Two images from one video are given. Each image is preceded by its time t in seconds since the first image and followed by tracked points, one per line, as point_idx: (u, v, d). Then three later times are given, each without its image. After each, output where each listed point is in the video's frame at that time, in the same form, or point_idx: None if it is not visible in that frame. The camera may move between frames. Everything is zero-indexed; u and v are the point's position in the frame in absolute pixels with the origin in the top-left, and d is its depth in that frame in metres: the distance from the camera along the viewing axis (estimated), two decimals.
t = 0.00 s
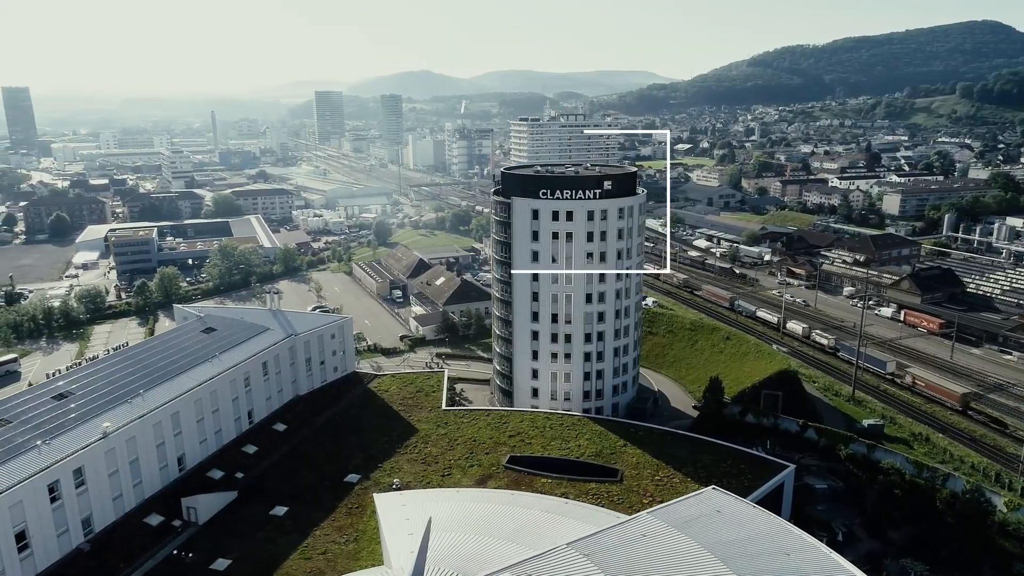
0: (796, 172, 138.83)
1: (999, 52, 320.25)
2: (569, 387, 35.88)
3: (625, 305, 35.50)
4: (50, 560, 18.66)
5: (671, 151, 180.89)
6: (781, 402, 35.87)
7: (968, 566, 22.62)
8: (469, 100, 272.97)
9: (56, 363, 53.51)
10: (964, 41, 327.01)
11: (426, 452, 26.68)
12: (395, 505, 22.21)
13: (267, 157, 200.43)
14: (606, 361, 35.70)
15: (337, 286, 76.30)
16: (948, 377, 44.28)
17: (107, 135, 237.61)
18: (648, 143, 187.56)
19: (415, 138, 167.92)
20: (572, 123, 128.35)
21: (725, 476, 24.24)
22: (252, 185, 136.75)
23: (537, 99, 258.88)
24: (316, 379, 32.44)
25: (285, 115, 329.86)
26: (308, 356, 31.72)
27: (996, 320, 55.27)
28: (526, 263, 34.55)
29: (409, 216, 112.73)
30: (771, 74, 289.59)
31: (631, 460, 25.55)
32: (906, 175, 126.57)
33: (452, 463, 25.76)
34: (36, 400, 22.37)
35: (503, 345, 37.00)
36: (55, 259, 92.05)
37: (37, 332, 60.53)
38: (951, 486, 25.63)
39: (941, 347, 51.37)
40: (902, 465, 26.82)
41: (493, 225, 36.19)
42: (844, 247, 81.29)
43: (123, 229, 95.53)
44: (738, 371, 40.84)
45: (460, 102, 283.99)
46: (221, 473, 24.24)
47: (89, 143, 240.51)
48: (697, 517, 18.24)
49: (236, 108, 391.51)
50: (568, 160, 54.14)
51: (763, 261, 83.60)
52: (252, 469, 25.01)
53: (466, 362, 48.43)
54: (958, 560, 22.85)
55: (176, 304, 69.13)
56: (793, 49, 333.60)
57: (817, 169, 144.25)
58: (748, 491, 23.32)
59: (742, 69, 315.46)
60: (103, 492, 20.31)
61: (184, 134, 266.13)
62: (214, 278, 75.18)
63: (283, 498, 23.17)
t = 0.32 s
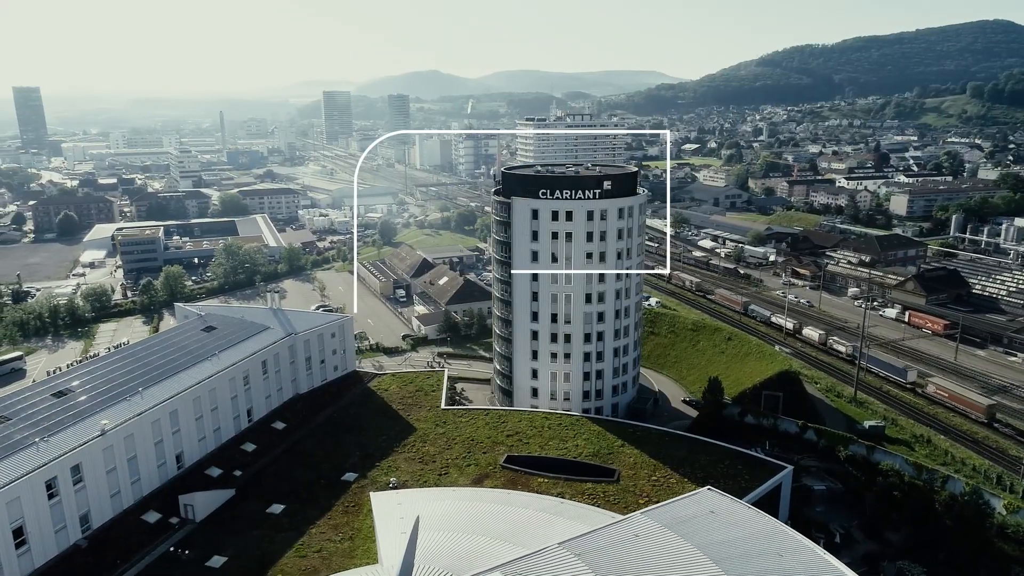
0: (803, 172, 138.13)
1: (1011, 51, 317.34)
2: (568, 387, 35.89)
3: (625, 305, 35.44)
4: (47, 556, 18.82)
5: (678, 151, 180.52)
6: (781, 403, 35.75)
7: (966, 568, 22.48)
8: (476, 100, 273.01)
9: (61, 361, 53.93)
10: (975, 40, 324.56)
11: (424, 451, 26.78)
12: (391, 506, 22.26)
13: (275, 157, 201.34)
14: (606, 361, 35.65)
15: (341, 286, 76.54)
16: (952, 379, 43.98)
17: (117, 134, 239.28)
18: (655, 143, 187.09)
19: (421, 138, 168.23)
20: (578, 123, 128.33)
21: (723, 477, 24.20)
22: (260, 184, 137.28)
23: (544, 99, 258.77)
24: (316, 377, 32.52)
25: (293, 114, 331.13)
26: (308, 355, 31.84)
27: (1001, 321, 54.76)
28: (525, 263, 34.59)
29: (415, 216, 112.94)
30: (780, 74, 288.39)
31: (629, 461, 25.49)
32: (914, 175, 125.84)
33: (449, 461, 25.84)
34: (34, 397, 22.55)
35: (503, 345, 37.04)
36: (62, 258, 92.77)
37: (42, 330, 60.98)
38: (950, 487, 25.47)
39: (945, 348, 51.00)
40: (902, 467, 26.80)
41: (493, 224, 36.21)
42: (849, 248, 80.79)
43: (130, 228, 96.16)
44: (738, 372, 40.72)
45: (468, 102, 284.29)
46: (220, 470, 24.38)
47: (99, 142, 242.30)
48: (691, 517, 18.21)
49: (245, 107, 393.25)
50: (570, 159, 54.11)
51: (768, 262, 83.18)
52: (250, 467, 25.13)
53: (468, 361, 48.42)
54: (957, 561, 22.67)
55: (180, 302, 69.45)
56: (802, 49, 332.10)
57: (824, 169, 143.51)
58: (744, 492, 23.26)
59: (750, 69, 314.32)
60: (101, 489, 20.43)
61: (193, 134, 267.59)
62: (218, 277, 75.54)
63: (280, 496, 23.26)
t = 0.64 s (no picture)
0: (810, 173, 137.55)
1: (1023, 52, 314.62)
2: (568, 387, 35.86)
3: (625, 305, 35.42)
4: (45, 552, 19.00)
5: (686, 151, 180.11)
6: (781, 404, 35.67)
7: (964, 570, 22.34)
8: (484, 99, 273.28)
9: (68, 358, 54.41)
10: (986, 40, 322.05)
11: (421, 450, 26.82)
12: (387, 507, 22.28)
13: (283, 157, 202.25)
14: (606, 361, 35.62)
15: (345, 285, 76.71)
16: (956, 381, 43.69)
17: (127, 134, 240.68)
18: (663, 143, 186.69)
19: (429, 138, 165.65)
20: (584, 123, 128.30)
21: (720, 478, 24.13)
22: (266, 184, 137.71)
23: (552, 99, 258.55)
24: (316, 376, 32.59)
25: (302, 114, 331.87)
26: (308, 354, 31.93)
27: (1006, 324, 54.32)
28: (525, 263, 34.59)
29: (421, 215, 113.06)
30: (789, 74, 287.18)
31: (626, 461, 25.49)
32: (923, 175, 125.10)
33: (447, 461, 25.86)
34: (34, 395, 22.73)
35: (503, 345, 37.06)
36: (70, 256, 93.39)
37: (49, 328, 61.49)
38: (949, 489, 25.31)
39: (949, 349, 50.66)
40: (900, 469, 26.78)
41: (494, 224, 36.22)
42: (855, 249, 80.18)
43: (137, 227, 96.66)
44: (739, 373, 40.63)
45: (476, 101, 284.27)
46: (218, 468, 24.48)
47: (108, 142, 243.74)
48: (686, 518, 18.16)
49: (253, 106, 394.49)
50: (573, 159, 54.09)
51: (773, 262, 82.55)
52: (248, 465, 25.23)
53: (469, 361, 48.51)
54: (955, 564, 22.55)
55: (186, 301, 69.84)
56: (811, 48, 330.54)
57: (832, 169, 142.79)
58: (740, 492, 23.23)
59: (759, 69, 313.10)
60: (99, 486, 20.59)
61: (202, 134, 268.91)
62: (224, 277, 75.91)
63: (277, 494, 23.36)
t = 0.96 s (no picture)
0: (818, 173, 136.98)
1: None
2: (567, 387, 35.86)
3: (625, 305, 35.38)
4: (43, 548, 19.15)
5: (693, 152, 179.62)
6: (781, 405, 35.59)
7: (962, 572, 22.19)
8: (492, 99, 273.40)
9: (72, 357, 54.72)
10: (998, 39, 319.70)
11: (419, 449, 26.89)
12: (382, 505, 22.36)
13: (290, 157, 202.89)
14: (606, 361, 35.59)
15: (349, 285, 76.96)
16: (959, 382, 43.41)
17: (136, 134, 241.91)
18: (670, 143, 186.33)
19: (435, 138, 164.53)
20: (590, 123, 128.24)
21: (717, 479, 24.07)
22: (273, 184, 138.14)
23: (559, 100, 258.30)
24: (316, 375, 32.66)
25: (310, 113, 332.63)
26: (308, 353, 32.05)
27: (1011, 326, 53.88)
28: (525, 263, 34.61)
29: (427, 215, 113.19)
30: (798, 74, 285.92)
31: (623, 461, 25.49)
32: (931, 176, 124.38)
33: (444, 460, 25.90)
34: (34, 392, 22.91)
35: (503, 345, 37.11)
36: (77, 255, 93.97)
37: (55, 326, 61.86)
38: (949, 491, 25.13)
39: (953, 351, 50.31)
40: (900, 471, 26.51)
41: (494, 224, 36.24)
42: (861, 249, 79.79)
43: (144, 226, 97.10)
44: (740, 374, 40.54)
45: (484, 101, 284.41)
46: (217, 466, 24.58)
47: (118, 142, 245.10)
48: (680, 519, 18.14)
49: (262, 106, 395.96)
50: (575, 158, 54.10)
51: (778, 263, 82.39)
52: (247, 463, 25.33)
53: (471, 360, 48.58)
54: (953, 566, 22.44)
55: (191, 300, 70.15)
56: (821, 48, 328.97)
57: (840, 170, 142.09)
58: (737, 493, 23.18)
59: (768, 69, 311.99)
60: (97, 483, 20.72)
61: (211, 134, 270.06)
62: (229, 276, 76.09)
63: (275, 492, 23.45)
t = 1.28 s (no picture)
0: (825, 173, 136.51)
1: None
2: (567, 387, 35.86)
3: (624, 306, 35.34)
4: (40, 544, 19.33)
5: (700, 152, 179.17)
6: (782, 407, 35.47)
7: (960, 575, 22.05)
8: (499, 98, 273.52)
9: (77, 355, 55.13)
10: (1009, 38, 317.41)
11: (416, 449, 26.95)
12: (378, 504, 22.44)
13: (298, 156, 203.58)
14: (606, 361, 35.57)
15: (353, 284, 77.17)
16: (963, 384, 43.18)
17: (145, 134, 243.12)
18: (677, 143, 185.90)
19: (441, 138, 164.32)
20: (596, 123, 128.18)
21: (713, 480, 24.05)
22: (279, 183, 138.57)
23: (567, 99, 258.03)
24: (315, 374, 32.80)
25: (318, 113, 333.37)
26: (308, 352, 32.17)
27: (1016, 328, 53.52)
28: (524, 263, 34.58)
29: (432, 214, 113.34)
30: (807, 74, 284.62)
31: (620, 461, 25.46)
32: (939, 176, 123.63)
33: (441, 460, 25.95)
34: (33, 389, 23.09)
35: (503, 345, 37.09)
36: (84, 254, 94.54)
37: (60, 324, 62.27)
38: (948, 493, 24.90)
39: (957, 352, 50.02)
40: (899, 472, 26.36)
41: (494, 224, 36.25)
42: (866, 250, 79.40)
43: (150, 225, 97.61)
44: (741, 374, 40.41)
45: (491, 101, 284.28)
46: (214, 463, 24.71)
47: (126, 142, 246.16)
48: (673, 520, 18.10)
49: (270, 105, 397.21)
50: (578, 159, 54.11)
51: (783, 263, 82.12)
52: (245, 461, 25.44)
53: (472, 360, 48.63)
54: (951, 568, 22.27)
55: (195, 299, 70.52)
56: (830, 47, 327.46)
57: (847, 170, 141.49)
58: (734, 495, 23.11)
59: (777, 68, 311.00)
60: (95, 480, 20.88)
61: (219, 134, 270.92)
62: (233, 275, 76.35)
63: (272, 490, 23.54)
